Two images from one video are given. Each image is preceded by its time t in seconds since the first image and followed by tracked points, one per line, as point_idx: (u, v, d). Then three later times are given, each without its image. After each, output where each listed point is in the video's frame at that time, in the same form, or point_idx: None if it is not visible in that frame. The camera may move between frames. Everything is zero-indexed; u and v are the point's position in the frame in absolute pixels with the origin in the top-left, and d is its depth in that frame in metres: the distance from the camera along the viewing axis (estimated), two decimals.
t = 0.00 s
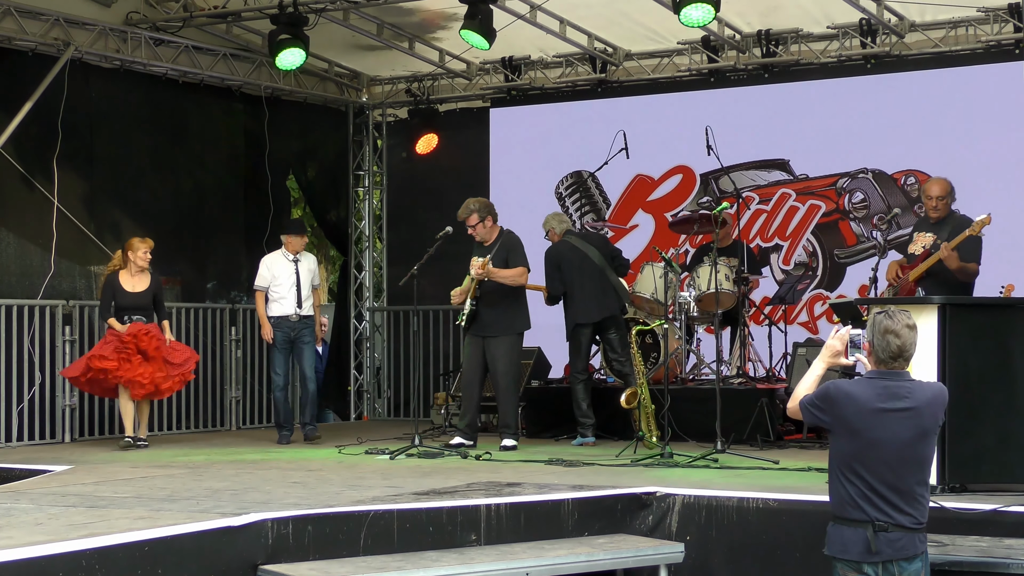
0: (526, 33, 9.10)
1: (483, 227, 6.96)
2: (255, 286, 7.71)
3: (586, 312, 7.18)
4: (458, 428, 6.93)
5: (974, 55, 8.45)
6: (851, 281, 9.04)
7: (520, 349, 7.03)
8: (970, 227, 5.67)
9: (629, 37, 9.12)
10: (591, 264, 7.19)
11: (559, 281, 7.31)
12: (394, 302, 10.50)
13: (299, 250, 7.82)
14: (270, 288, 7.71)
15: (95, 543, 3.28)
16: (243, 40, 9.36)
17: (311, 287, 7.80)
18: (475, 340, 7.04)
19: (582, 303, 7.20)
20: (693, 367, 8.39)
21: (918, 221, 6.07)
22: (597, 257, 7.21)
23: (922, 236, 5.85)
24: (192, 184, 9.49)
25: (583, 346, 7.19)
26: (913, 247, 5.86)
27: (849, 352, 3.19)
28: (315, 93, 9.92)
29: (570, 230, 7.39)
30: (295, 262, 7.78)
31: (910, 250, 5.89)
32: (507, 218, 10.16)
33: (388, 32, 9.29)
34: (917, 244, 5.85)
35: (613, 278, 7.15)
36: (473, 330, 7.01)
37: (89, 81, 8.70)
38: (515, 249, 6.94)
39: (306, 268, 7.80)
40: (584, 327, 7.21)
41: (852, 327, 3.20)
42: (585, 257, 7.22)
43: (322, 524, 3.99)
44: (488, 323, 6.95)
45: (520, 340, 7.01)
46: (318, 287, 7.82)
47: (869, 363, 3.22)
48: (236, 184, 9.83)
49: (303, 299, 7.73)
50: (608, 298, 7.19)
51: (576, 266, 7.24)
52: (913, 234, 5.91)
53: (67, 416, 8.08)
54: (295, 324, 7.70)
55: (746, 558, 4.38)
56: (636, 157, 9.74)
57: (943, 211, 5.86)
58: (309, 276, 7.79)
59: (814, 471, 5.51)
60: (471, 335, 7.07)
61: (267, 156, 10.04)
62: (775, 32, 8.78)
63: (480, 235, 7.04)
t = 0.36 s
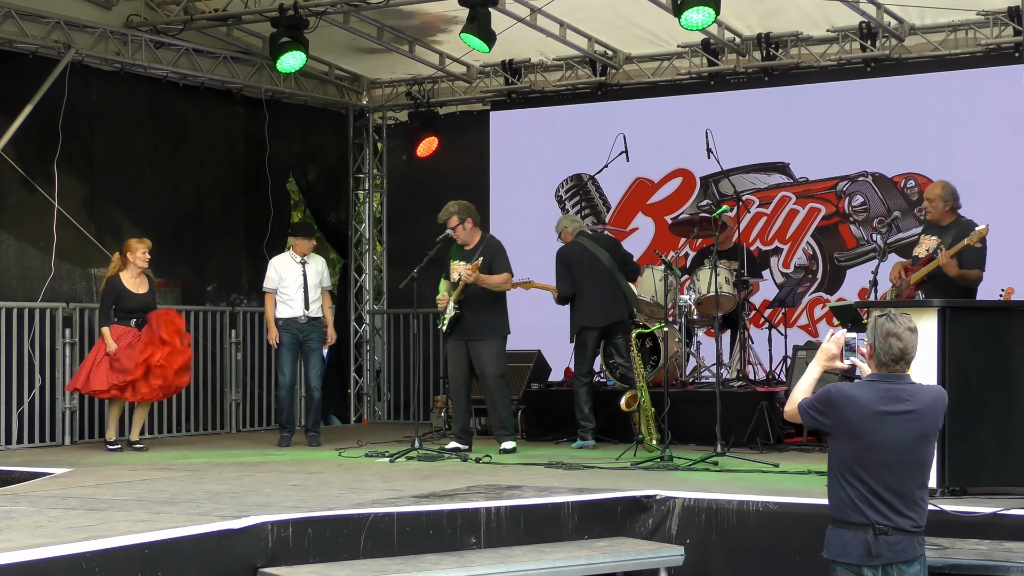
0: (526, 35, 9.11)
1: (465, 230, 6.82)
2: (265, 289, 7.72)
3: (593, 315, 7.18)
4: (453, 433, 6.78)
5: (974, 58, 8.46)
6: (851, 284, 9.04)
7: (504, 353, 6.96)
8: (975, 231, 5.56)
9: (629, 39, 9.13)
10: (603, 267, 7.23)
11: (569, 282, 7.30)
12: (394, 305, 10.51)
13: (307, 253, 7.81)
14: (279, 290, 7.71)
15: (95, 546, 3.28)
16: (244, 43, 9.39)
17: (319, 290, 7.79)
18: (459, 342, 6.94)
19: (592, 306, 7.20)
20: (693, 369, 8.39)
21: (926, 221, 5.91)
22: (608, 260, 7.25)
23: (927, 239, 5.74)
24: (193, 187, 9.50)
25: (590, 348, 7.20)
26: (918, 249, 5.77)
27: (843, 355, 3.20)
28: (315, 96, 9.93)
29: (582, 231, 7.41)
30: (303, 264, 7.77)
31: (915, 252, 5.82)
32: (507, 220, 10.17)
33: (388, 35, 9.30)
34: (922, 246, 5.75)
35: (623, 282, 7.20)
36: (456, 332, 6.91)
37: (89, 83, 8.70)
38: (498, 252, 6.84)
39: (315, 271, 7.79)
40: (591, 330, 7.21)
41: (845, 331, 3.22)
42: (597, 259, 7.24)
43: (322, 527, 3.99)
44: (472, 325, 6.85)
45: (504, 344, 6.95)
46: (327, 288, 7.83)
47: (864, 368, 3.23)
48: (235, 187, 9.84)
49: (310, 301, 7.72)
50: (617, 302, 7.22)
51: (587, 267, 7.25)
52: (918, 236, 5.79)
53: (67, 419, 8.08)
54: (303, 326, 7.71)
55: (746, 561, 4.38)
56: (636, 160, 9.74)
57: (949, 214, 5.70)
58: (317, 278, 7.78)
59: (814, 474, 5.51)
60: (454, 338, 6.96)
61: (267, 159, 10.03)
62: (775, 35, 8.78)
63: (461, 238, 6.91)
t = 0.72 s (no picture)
0: (526, 39, 9.13)
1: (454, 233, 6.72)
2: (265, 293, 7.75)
3: (620, 319, 7.10)
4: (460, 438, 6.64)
5: (974, 62, 8.47)
6: (851, 288, 9.04)
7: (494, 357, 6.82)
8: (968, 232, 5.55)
9: (628, 43, 9.14)
10: (637, 273, 7.11)
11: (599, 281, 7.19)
12: (394, 308, 10.51)
13: (307, 257, 7.84)
14: (280, 295, 7.73)
15: (95, 550, 3.28)
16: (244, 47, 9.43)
17: (320, 294, 7.78)
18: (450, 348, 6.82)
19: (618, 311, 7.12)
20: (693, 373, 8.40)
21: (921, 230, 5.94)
22: (643, 266, 7.13)
23: (923, 243, 5.75)
24: (193, 191, 9.50)
25: (609, 353, 7.11)
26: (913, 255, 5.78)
27: (838, 360, 3.17)
28: (315, 99, 9.93)
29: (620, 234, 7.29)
30: (304, 269, 7.78)
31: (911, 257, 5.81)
32: (507, 224, 10.17)
33: (388, 38, 9.31)
34: (918, 251, 5.76)
35: (655, 291, 7.09)
36: (447, 337, 6.78)
37: (89, 87, 8.71)
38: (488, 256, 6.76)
39: (316, 275, 7.79)
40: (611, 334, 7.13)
41: (841, 335, 3.18)
42: (632, 264, 7.13)
43: (322, 530, 4.00)
44: (464, 327, 6.73)
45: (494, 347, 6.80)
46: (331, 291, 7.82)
47: (859, 373, 3.21)
48: (236, 190, 9.85)
49: (313, 305, 7.73)
50: (646, 311, 7.13)
51: (621, 270, 7.14)
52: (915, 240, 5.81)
53: (67, 422, 8.08)
54: (303, 331, 7.70)
55: (746, 565, 4.38)
56: (636, 163, 9.75)
57: (943, 218, 5.72)
58: (320, 282, 7.78)
59: (815, 477, 5.51)
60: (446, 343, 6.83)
61: (267, 163, 10.04)
62: (775, 39, 8.79)
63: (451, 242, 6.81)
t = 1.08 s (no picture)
0: (526, 43, 9.14)
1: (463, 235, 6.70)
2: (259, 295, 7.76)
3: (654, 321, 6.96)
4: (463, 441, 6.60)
5: (974, 65, 8.48)
6: (852, 292, 9.05)
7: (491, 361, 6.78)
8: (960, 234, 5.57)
9: (628, 47, 9.15)
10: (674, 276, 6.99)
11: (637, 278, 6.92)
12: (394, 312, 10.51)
13: (303, 262, 7.83)
14: (273, 298, 7.73)
15: (96, 553, 3.29)
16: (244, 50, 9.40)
17: (314, 298, 7.77)
18: (443, 348, 6.78)
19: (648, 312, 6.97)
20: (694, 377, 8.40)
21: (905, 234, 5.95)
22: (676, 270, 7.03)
23: (913, 248, 5.77)
24: (193, 194, 9.51)
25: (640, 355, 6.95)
26: (903, 260, 5.79)
27: (833, 364, 3.15)
28: (315, 103, 9.94)
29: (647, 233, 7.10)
30: (299, 273, 7.78)
31: (900, 261, 5.82)
32: (507, 227, 10.18)
33: (388, 42, 9.32)
34: (907, 256, 5.77)
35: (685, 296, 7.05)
36: (444, 337, 6.72)
37: (90, 90, 8.72)
38: (494, 259, 6.69)
39: (310, 279, 7.78)
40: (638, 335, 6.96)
41: (835, 338, 3.15)
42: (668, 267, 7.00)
43: (322, 534, 4.00)
44: (463, 327, 6.68)
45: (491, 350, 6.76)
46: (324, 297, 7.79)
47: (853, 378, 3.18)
48: (237, 193, 9.85)
49: (304, 309, 7.71)
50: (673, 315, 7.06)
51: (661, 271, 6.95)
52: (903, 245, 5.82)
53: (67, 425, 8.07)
54: (295, 334, 7.70)
55: (746, 569, 4.38)
56: (636, 167, 9.75)
57: (931, 221, 5.73)
58: (312, 287, 7.76)
59: (815, 481, 5.52)
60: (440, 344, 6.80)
61: (267, 166, 10.05)
62: (775, 42, 8.83)
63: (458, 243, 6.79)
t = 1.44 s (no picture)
0: (526, 47, 9.15)
1: (468, 240, 6.65)
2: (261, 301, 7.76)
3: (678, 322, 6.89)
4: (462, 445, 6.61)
5: (974, 70, 8.50)
6: (852, 295, 9.05)
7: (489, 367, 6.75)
8: (951, 241, 5.56)
9: (629, 51, 9.17)
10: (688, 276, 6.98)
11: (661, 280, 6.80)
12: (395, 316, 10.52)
13: (303, 265, 7.81)
14: (275, 303, 7.73)
15: (96, 557, 3.29)
16: (245, 54, 9.43)
17: (317, 301, 7.76)
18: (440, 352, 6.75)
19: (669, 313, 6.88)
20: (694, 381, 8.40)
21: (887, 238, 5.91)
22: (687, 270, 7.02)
23: (900, 253, 5.74)
24: (194, 198, 9.52)
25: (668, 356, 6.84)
26: (891, 265, 5.76)
27: (829, 369, 3.14)
28: (315, 107, 9.95)
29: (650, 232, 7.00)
30: (299, 276, 7.76)
31: (887, 266, 5.79)
32: (507, 231, 10.19)
33: (389, 46, 9.33)
34: (895, 261, 5.74)
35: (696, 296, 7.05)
36: (442, 341, 6.69)
37: (91, 94, 8.73)
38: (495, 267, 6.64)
39: (312, 283, 7.76)
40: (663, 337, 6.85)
41: (829, 344, 3.17)
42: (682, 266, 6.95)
43: (322, 538, 4.01)
44: (463, 334, 6.63)
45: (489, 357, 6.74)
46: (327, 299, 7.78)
47: (849, 383, 3.15)
48: (238, 197, 9.86)
49: (307, 314, 7.72)
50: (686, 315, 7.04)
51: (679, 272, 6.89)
52: (889, 250, 5.78)
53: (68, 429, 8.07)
54: (298, 338, 7.71)
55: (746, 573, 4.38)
56: (637, 171, 9.77)
57: (918, 226, 5.70)
58: (315, 290, 7.74)
59: (814, 485, 5.52)
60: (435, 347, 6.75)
61: (268, 170, 10.06)
62: (775, 47, 8.83)
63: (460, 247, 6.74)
